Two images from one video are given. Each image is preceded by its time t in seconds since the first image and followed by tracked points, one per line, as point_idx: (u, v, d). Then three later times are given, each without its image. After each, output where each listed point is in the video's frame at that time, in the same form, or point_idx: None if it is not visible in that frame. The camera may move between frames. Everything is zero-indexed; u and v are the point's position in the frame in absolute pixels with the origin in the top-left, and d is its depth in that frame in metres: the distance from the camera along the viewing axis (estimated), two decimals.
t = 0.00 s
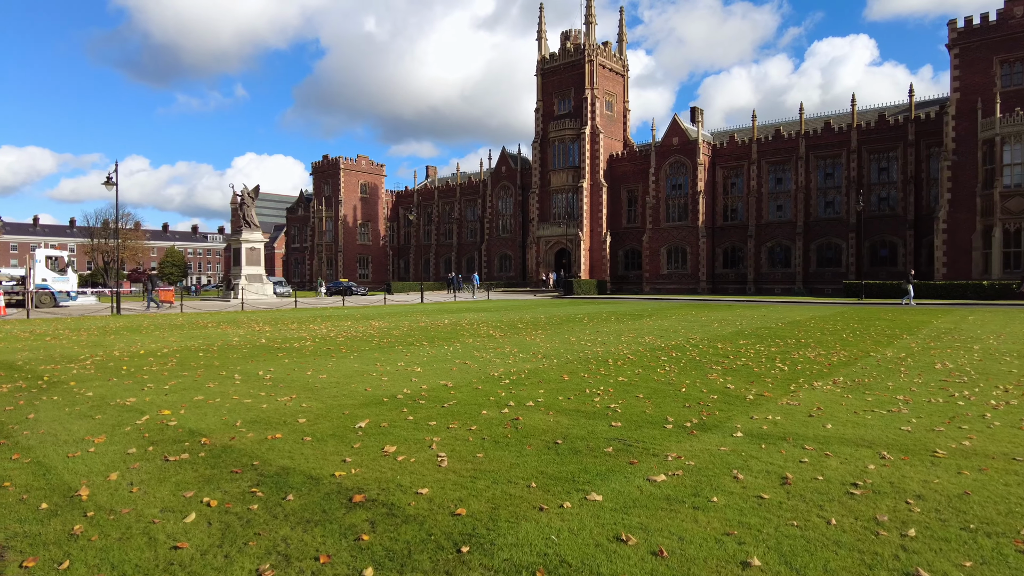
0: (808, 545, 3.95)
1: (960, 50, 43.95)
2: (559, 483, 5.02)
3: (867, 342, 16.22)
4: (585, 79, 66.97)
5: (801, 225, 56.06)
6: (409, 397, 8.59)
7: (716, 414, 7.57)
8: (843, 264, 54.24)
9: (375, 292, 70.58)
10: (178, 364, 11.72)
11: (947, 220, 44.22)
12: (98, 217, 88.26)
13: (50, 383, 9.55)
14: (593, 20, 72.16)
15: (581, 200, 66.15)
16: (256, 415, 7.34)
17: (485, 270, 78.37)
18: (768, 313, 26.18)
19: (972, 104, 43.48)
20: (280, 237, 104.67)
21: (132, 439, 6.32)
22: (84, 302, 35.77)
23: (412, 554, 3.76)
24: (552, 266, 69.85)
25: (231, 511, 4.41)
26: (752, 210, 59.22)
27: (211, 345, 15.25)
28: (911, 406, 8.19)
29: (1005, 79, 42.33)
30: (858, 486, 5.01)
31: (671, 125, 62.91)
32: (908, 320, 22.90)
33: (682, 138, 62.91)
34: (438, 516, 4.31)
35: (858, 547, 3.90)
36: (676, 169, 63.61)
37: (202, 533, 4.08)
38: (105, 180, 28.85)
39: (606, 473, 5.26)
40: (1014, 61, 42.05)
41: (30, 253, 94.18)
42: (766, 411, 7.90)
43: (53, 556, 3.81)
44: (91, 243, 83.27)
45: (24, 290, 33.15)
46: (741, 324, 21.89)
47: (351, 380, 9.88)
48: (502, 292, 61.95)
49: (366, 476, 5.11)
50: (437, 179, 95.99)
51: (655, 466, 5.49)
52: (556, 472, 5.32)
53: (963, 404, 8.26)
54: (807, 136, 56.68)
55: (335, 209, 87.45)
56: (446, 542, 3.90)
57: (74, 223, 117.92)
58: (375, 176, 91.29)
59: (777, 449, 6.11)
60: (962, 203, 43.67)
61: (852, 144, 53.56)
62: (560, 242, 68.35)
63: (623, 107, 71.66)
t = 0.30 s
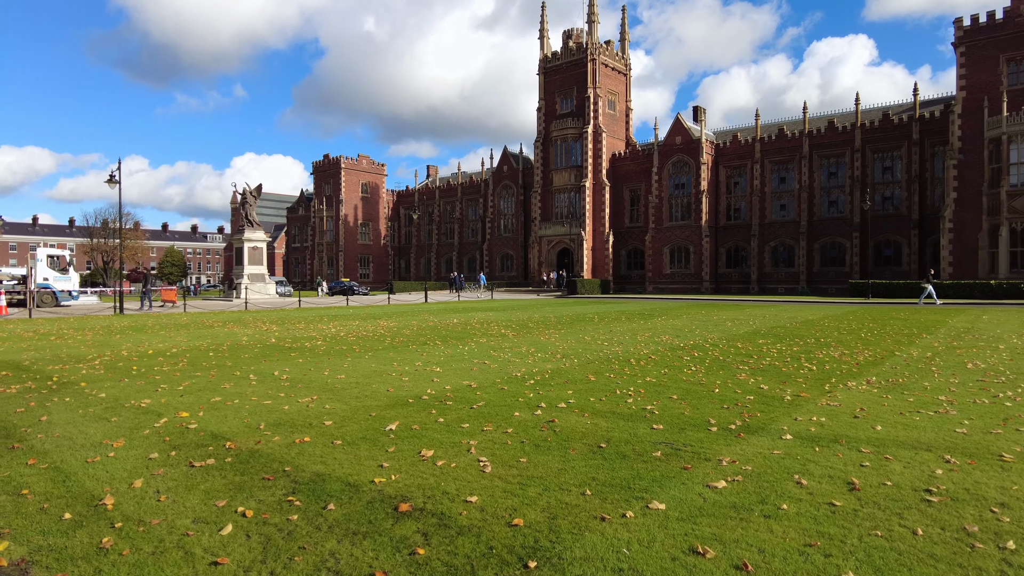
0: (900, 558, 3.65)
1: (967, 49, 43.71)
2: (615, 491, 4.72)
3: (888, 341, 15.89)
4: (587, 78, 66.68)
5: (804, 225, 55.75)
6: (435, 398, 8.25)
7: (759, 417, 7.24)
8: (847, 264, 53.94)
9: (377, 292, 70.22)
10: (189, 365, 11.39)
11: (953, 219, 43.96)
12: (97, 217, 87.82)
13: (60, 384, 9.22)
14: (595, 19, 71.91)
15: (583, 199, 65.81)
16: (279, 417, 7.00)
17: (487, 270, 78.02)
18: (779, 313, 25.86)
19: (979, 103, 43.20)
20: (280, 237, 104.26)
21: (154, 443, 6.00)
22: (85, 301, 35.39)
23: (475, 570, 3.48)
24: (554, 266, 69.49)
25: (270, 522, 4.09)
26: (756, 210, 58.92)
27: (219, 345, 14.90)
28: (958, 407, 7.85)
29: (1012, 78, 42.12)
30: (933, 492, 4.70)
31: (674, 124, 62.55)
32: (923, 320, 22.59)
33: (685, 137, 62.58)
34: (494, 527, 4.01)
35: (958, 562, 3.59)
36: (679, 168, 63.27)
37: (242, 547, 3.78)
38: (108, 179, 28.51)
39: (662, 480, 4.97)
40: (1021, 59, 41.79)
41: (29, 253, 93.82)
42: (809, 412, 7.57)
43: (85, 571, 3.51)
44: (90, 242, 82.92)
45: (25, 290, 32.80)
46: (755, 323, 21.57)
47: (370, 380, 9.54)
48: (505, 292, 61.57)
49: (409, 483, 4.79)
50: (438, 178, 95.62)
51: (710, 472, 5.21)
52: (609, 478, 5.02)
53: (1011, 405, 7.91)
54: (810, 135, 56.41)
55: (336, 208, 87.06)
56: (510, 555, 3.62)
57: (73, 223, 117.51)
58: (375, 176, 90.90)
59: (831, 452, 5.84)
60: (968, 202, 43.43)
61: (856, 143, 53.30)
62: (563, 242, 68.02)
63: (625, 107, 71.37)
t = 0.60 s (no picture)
0: None
1: (972, 49, 43.51)
2: (676, 510, 4.42)
3: (909, 344, 15.60)
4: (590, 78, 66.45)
5: (808, 225, 55.52)
6: (462, 404, 7.94)
7: (804, 426, 6.92)
8: (850, 265, 53.71)
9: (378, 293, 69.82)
10: (201, 369, 11.06)
11: (958, 220, 43.76)
12: (96, 218, 87.37)
13: (72, 390, 8.90)
14: (597, 19, 71.68)
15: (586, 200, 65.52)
16: (304, 426, 6.68)
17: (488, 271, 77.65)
18: (789, 314, 25.59)
19: (984, 104, 43.00)
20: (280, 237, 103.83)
21: (176, 454, 5.67)
22: (86, 303, 35.01)
23: None
24: (556, 267, 69.15)
25: (315, 547, 3.79)
26: (758, 211, 58.63)
27: (229, 348, 14.56)
28: (1006, 415, 7.54)
29: (1018, 78, 41.90)
30: (1017, 511, 4.39)
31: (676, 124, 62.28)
32: (937, 321, 22.32)
33: (687, 138, 62.29)
34: (557, 553, 3.72)
35: None
36: (681, 169, 62.97)
37: None
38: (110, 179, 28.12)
39: (722, 497, 4.68)
40: None
41: (28, 254, 93.33)
42: (854, 421, 7.26)
43: None
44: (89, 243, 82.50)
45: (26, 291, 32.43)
46: (768, 325, 21.27)
47: (392, 386, 9.22)
48: (507, 293, 61.19)
49: (456, 500, 4.49)
50: (439, 179, 95.30)
51: (770, 488, 4.91)
52: (665, 496, 4.74)
53: None
54: (813, 136, 56.20)
55: (336, 209, 86.67)
56: None
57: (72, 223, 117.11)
58: (376, 176, 90.56)
59: (892, 464, 5.53)
60: (974, 203, 43.25)
61: (859, 144, 53.08)
62: (564, 243, 67.72)
63: (627, 107, 71.09)
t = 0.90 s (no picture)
0: None
1: (978, 46, 43.21)
2: (747, 523, 4.07)
3: (933, 341, 15.23)
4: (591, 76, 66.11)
5: (810, 224, 55.22)
6: (489, 406, 7.58)
7: (853, 429, 6.55)
8: (853, 263, 53.47)
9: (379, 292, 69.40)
10: (210, 369, 10.67)
11: (964, 219, 43.51)
12: (95, 217, 86.89)
13: (80, 391, 8.52)
14: (598, 17, 71.40)
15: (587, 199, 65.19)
16: (329, 430, 6.30)
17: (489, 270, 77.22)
18: (800, 313, 25.26)
19: (990, 101, 42.69)
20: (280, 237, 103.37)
21: (196, 460, 5.31)
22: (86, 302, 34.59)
23: None
24: (557, 266, 68.79)
25: (362, 566, 3.44)
26: (761, 209, 58.31)
27: (236, 347, 14.16)
28: None
29: None
30: None
31: (679, 123, 61.93)
32: (952, 319, 21.96)
33: (689, 136, 61.91)
34: (631, 573, 3.38)
35: None
36: (684, 167, 62.60)
37: None
38: (112, 176, 27.70)
39: (793, 507, 4.33)
40: None
41: (26, 254, 92.86)
42: (904, 422, 6.89)
43: None
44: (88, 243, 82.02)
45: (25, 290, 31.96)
46: (782, 324, 20.89)
47: (412, 387, 8.84)
48: (509, 292, 60.77)
49: (507, 512, 4.14)
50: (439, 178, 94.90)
51: (839, 495, 4.56)
52: (731, 506, 4.37)
53: None
54: (816, 134, 55.90)
55: (336, 208, 86.23)
56: None
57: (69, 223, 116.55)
58: (376, 176, 90.14)
59: (961, 469, 5.18)
60: (980, 201, 43.00)
61: (862, 142, 52.83)
62: (566, 241, 67.37)
63: (629, 105, 70.77)
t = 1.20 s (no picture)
0: None
1: (986, 42, 42.79)
2: (835, 544, 3.74)
3: (958, 340, 14.90)
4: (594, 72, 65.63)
5: (815, 221, 54.84)
6: (522, 410, 7.25)
7: (912, 436, 6.22)
8: (858, 261, 53.10)
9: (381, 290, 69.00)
10: (223, 370, 10.32)
11: (972, 215, 43.17)
12: (94, 215, 86.44)
13: (90, 396, 8.16)
14: (601, 12, 70.85)
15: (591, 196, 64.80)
16: (359, 438, 5.96)
17: (491, 268, 76.85)
18: (813, 311, 24.91)
19: (998, 97, 42.29)
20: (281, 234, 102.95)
21: (224, 473, 4.96)
22: (88, 300, 34.24)
23: None
24: (560, 264, 68.44)
25: None
26: (765, 206, 57.93)
27: (246, 347, 13.79)
28: None
29: None
30: None
31: (683, 119, 61.46)
32: (968, 317, 21.62)
33: (693, 133, 61.46)
34: None
35: None
36: (688, 164, 62.17)
37: None
38: (115, 173, 27.30)
39: (879, 526, 4.00)
40: None
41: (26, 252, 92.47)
42: (961, 427, 6.56)
43: None
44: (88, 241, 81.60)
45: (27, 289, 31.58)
46: (798, 322, 20.52)
47: (437, 390, 8.49)
48: (513, 290, 60.38)
49: (573, 534, 3.80)
50: (441, 175, 94.47)
51: (927, 512, 4.21)
52: (811, 524, 4.04)
53: None
54: (821, 131, 55.50)
55: (337, 205, 85.82)
56: None
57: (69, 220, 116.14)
58: (377, 173, 89.73)
59: None
60: (988, 198, 42.68)
61: (867, 139, 52.42)
62: (569, 239, 66.98)
63: (632, 102, 70.32)
